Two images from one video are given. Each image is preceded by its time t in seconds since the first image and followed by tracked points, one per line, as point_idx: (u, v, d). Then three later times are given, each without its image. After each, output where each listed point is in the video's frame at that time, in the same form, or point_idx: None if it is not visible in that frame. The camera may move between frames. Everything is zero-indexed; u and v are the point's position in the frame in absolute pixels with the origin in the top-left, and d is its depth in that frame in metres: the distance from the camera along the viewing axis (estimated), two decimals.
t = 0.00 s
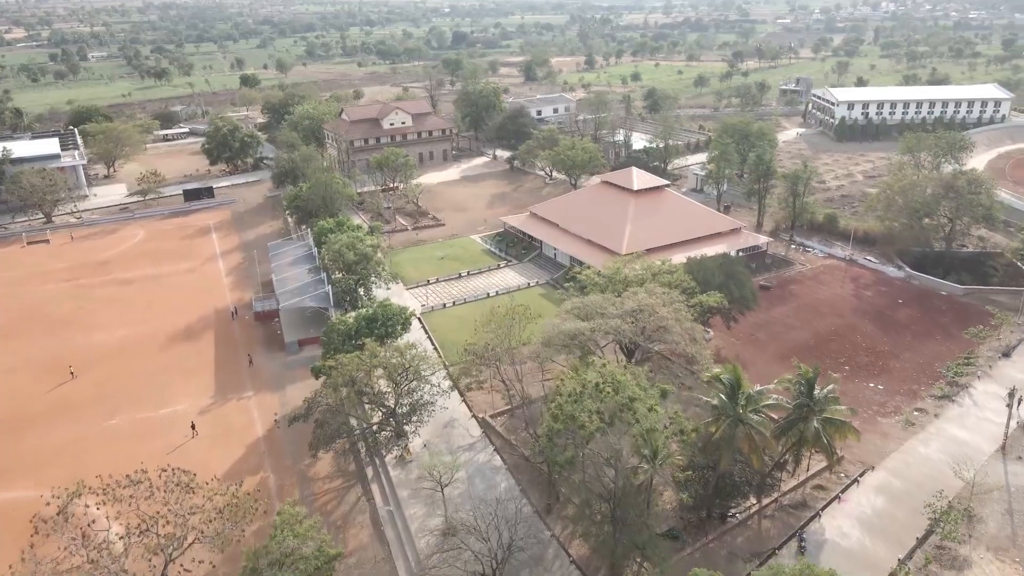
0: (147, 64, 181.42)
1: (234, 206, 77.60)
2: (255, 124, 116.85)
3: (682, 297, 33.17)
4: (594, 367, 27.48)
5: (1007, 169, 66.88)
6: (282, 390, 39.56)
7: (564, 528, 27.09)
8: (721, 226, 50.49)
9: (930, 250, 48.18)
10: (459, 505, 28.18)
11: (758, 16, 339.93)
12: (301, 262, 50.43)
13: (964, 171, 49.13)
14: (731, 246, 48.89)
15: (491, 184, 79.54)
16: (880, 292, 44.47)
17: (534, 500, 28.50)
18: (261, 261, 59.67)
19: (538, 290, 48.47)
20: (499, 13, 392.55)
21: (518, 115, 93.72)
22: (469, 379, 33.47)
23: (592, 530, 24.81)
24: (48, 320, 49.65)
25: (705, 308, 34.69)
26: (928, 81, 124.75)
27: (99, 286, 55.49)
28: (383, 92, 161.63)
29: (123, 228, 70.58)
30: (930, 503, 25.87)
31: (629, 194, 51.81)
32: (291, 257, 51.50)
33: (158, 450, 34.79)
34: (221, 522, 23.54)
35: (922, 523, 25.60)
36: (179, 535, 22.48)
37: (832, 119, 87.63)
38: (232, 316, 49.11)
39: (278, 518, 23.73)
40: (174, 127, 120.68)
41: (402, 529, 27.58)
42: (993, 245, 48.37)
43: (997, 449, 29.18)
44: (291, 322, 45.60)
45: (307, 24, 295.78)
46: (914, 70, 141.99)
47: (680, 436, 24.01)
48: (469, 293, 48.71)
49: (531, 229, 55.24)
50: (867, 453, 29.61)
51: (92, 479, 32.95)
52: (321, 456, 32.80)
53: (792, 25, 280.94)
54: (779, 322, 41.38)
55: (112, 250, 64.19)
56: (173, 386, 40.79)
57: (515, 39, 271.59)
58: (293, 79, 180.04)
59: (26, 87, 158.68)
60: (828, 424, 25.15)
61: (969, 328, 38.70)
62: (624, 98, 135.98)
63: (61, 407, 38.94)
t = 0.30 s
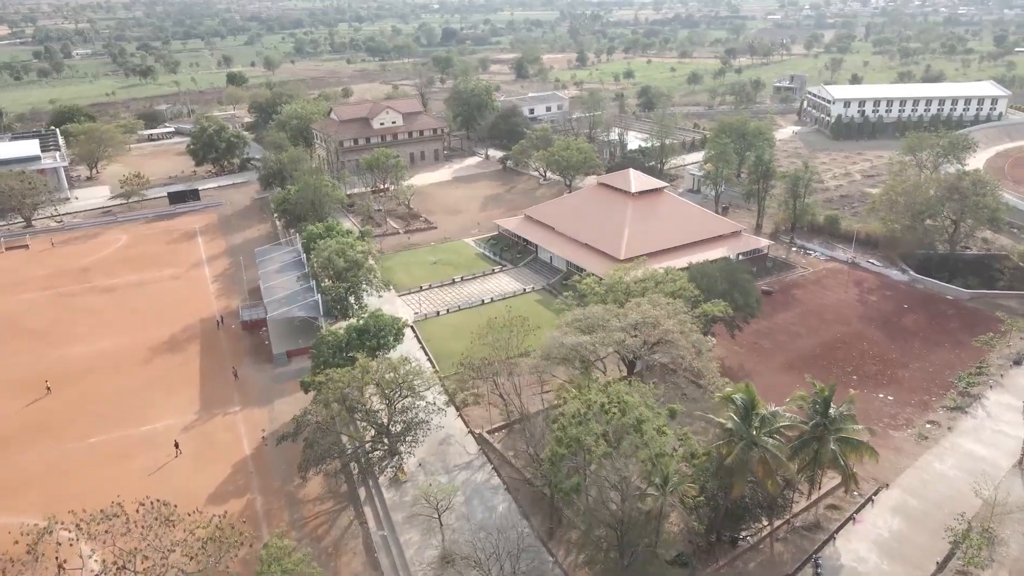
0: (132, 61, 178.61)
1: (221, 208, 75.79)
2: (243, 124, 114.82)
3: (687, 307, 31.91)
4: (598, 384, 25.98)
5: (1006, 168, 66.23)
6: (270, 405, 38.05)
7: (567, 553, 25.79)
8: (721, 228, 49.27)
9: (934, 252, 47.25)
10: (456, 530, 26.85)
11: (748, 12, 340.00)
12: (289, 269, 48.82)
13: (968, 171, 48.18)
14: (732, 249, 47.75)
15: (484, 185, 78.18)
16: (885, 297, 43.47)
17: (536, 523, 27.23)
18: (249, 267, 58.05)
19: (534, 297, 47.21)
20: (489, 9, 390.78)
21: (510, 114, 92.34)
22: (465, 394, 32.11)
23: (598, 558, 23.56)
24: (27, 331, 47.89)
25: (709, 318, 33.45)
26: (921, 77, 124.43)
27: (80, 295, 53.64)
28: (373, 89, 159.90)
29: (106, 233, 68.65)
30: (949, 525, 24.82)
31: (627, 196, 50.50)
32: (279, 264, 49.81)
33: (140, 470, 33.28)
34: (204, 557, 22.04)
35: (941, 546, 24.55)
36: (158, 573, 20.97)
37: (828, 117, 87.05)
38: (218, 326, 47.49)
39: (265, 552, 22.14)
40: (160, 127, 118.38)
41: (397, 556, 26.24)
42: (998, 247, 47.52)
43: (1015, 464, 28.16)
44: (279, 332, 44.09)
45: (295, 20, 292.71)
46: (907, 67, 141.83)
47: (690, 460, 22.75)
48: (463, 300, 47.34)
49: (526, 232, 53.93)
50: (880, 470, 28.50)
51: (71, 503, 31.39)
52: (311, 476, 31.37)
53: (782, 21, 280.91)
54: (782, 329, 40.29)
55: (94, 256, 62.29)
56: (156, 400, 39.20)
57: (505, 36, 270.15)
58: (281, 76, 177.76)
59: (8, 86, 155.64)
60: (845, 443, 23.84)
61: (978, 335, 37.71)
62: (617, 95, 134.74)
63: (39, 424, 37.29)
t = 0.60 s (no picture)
0: (117, 58, 175.62)
1: (206, 211, 73.98)
2: (229, 124, 112.83)
3: (692, 317, 30.67)
4: (603, 404, 24.76)
5: (1004, 166, 65.63)
6: (257, 421, 36.56)
7: None
8: (721, 231, 48.18)
9: (937, 254, 46.20)
10: (454, 557, 25.52)
11: (738, 7, 340.29)
12: (277, 276, 47.19)
13: (972, 172, 47.18)
14: (732, 253, 46.66)
15: (476, 185, 76.84)
16: (889, 302, 42.44)
17: (538, 549, 25.95)
18: (235, 273, 56.42)
19: (531, 304, 45.96)
20: (478, 5, 388.64)
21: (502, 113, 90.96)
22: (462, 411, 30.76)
23: None
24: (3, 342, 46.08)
25: (713, 328, 32.29)
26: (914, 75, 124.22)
27: (60, 303, 51.84)
28: (362, 87, 158.14)
29: (88, 237, 66.71)
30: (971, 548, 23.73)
31: (624, 199, 49.31)
32: (266, 271, 48.15)
33: (121, 493, 31.77)
34: None
35: (963, 571, 23.48)
36: None
37: (824, 115, 86.54)
38: (203, 336, 45.90)
39: None
40: (144, 127, 116.10)
41: None
42: (1002, 250, 46.63)
43: None
44: (267, 343, 42.55)
45: (283, 17, 289.67)
46: (899, 64, 141.84)
47: (702, 487, 21.52)
48: (456, 308, 45.98)
49: (521, 236, 52.61)
50: (894, 487, 27.40)
51: (47, 528, 29.84)
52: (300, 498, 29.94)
53: (772, 17, 280.96)
54: (786, 336, 39.23)
55: (74, 262, 60.40)
56: (138, 417, 37.62)
57: (495, 32, 268.75)
58: (269, 74, 175.45)
59: None
60: (863, 466, 22.59)
61: (987, 343, 36.73)
62: (609, 93, 133.68)
63: (14, 443, 35.61)
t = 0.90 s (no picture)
0: (98, 56, 172.34)
1: (190, 215, 72.08)
2: (213, 124, 110.65)
3: (697, 330, 29.50)
4: (607, 425, 23.55)
5: (1001, 165, 65.16)
6: (243, 438, 35.04)
7: None
8: (719, 235, 47.17)
9: (939, 257, 45.19)
10: None
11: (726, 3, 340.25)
12: (263, 284, 45.49)
13: (974, 172, 46.29)
14: (731, 258, 45.61)
15: (467, 187, 75.50)
16: (893, 307, 41.53)
17: None
18: (219, 280, 54.73)
19: (526, 312, 44.70)
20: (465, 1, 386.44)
21: (493, 113, 89.56)
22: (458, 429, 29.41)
23: None
24: None
25: (717, 339, 31.16)
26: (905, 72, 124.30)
27: (36, 313, 49.92)
28: (350, 86, 156.26)
29: (66, 243, 64.66)
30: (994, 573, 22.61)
31: (620, 202, 48.19)
32: (252, 278, 46.43)
33: (98, 517, 30.18)
34: None
35: None
36: None
37: (818, 113, 86.06)
38: (186, 348, 44.19)
39: None
40: (126, 127, 113.61)
41: None
42: (1004, 252, 45.87)
43: None
44: (253, 355, 40.97)
45: (268, 14, 286.17)
46: (890, 60, 141.95)
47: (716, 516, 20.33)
48: (449, 316, 44.61)
49: (515, 240, 51.32)
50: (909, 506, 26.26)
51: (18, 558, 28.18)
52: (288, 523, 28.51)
53: (760, 13, 281.20)
54: (790, 343, 38.18)
55: (52, 269, 58.40)
56: (117, 434, 35.97)
57: (483, 29, 267.13)
58: (254, 72, 173.00)
59: None
60: (882, 489, 21.34)
61: (996, 350, 35.88)
62: (600, 91, 132.66)
63: None
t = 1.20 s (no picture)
0: (77, 54, 168.83)
1: (172, 219, 70.11)
2: (196, 124, 108.40)
3: (701, 343, 28.33)
4: (612, 448, 22.31)
5: (996, 163, 64.91)
6: (228, 458, 33.52)
7: None
8: (717, 238, 46.20)
9: (940, 260, 44.48)
10: None
11: None
12: (247, 293, 43.85)
13: (975, 173, 45.54)
14: (729, 262, 44.64)
15: (457, 188, 74.22)
16: (895, 311, 40.71)
17: None
18: (202, 288, 53.03)
19: (520, 320, 43.53)
20: None
21: (482, 112, 88.19)
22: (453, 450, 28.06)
23: None
24: None
25: (720, 351, 30.10)
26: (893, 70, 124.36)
27: (10, 325, 47.95)
28: (335, 84, 154.30)
29: (43, 249, 62.55)
30: None
31: (616, 204, 47.06)
32: (236, 287, 44.77)
33: (74, 546, 28.57)
34: None
35: None
36: None
37: (810, 111, 85.70)
38: (168, 360, 42.47)
39: None
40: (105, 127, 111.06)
41: None
42: (1005, 254, 45.17)
43: None
44: (237, 369, 39.37)
45: (251, 10, 282.53)
46: (878, 57, 142.40)
47: (731, 548, 19.15)
48: (441, 325, 43.30)
49: (507, 245, 50.06)
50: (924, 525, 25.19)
51: None
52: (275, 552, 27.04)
53: (747, 9, 281.80)
54: (792, 351, 37.18)
55: (27, 277, 56.33)
56: (95, 454, 34.30)
57: (469, 25, 265.36)
58: (237, 70, 170.38)
59: None
60: (904, 513, 19.99)
61: (1003, 357, 35.04)
62: (588, 89, 131.59)
63: None
